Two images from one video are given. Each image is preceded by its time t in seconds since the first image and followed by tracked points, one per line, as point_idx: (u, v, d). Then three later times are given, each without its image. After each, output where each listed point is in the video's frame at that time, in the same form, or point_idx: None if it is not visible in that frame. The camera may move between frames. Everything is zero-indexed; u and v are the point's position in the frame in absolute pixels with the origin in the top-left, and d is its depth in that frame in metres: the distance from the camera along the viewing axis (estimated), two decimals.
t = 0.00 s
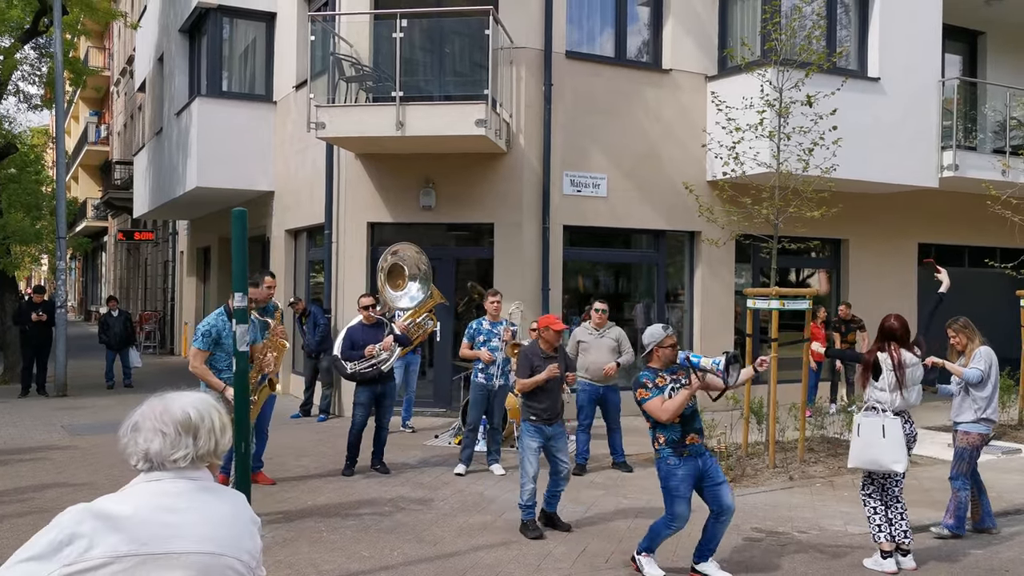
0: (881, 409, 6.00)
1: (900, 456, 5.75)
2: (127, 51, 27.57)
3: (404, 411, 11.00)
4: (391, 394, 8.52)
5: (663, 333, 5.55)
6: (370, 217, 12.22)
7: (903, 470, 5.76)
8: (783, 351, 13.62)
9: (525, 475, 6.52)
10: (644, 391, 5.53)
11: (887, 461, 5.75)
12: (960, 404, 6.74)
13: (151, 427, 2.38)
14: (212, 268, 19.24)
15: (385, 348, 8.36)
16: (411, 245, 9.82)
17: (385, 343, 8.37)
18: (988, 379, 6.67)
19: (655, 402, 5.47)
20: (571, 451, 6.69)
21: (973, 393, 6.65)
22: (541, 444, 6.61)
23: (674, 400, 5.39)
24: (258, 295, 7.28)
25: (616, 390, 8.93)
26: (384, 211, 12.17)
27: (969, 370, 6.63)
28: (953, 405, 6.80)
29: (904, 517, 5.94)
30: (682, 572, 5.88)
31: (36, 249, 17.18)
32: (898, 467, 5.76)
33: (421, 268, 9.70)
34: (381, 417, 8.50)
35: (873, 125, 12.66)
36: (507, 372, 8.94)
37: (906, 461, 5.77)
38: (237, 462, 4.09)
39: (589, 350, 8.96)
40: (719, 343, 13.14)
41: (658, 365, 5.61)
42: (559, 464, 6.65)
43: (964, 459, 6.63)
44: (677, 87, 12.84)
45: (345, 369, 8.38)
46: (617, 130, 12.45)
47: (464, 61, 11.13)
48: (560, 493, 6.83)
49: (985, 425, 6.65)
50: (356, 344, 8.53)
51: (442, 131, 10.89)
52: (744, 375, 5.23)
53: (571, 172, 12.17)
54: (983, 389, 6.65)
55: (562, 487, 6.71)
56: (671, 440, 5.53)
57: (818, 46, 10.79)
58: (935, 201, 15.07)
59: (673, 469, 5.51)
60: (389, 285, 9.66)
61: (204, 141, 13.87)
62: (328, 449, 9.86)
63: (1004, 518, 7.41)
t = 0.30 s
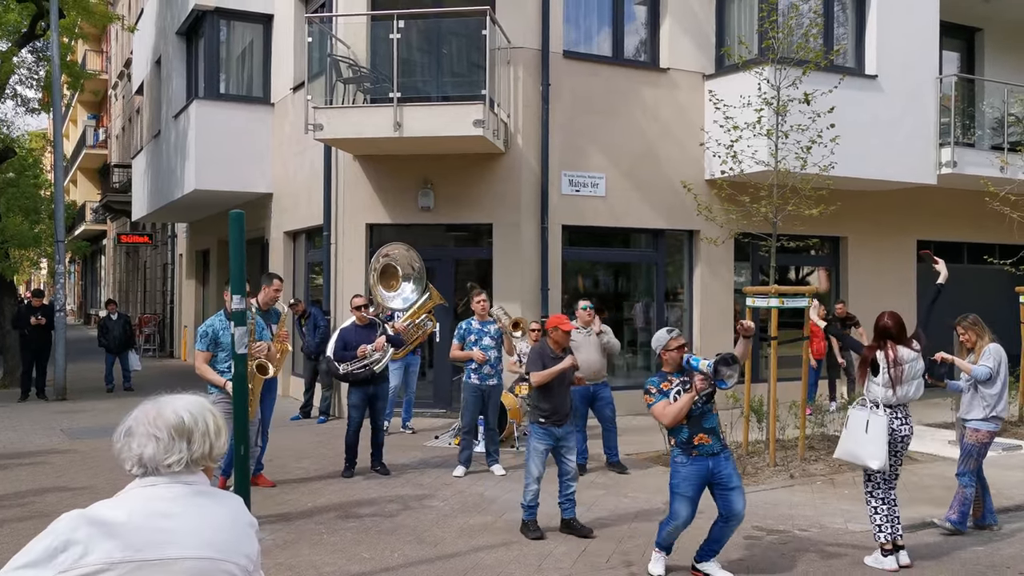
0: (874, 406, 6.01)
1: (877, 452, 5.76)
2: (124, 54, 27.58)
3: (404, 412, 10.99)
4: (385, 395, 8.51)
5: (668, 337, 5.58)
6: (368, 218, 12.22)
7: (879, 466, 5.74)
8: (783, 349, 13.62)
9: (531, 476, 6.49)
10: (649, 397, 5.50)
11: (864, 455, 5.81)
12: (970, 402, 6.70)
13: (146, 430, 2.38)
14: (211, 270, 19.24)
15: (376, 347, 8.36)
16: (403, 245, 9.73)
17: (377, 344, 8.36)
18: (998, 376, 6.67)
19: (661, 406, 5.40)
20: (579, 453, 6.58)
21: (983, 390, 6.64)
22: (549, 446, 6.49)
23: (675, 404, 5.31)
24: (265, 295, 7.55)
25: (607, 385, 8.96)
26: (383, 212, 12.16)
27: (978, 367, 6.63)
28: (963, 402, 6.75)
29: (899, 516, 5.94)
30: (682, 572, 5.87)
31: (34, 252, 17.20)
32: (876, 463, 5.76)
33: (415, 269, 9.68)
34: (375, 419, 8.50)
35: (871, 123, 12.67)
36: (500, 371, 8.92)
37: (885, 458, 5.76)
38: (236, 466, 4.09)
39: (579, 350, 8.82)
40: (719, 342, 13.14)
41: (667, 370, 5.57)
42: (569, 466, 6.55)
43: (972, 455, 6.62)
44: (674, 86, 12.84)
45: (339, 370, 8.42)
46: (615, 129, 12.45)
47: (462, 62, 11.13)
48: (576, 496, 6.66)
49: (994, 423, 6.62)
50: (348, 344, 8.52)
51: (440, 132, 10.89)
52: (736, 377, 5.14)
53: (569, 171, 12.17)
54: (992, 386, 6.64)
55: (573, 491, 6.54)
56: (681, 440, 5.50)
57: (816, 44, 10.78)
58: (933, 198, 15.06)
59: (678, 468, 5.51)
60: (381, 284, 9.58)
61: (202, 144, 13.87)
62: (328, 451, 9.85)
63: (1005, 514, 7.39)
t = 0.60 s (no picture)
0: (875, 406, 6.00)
1: (870, 451, 5.81)
2: (124, 55, 27.59)
3: (403, 412, 10.98)
4: (379, 395, 8.53)
5: (672, 303, 5.74)
6: (367, 218, 12.22)
7: (873, 465, 5.79)
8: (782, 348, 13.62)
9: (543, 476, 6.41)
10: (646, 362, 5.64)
11: (857, 454, 5.86)
12: (974, 400, 6.73)
13: (146, 432, 2.38)
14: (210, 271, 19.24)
15: (369, 348, 8.32)
16: (394, 245, 9.89)
17: (369, 344, 8.33)
18: (1003, 376, 6.66)
19: (653, 374, 5.54)
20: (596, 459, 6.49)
21: (988, 390, 6.65)
22: (564, 449, 6.41)
23: (665, 374, 5.43)
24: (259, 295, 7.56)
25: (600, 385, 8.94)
26: (382, 212, 12.17)
27: (984, 367, 6.64)
28: (968, 400, 6.78)
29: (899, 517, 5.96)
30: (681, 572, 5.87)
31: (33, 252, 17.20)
32: (869, 461, 5.82)
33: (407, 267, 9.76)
34: (371, 418, 8.55)
35: (870, 123, 12.67)
36: (489, 370, 8.84)
37: (880, 457, 5.80)
38: (234, 466, 4.09)
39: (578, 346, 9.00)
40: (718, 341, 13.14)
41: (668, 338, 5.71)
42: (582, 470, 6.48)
43: (977, 453, 6.64)
44: (674, 86, 12.84)
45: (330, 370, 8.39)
46: (614, 130, 12.45)
47: (461, 62, 11.12)
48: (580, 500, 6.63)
49: (999, 421, 6.65)
50: (341, 346, 8.52)
51: (439, 133, 10.89)
52: (710, 361, 5.31)
53: (569, 171, 12.17)
54: (997, 386, 6.65)
55: (580, 496, 6.50)
56: (672, 411, 5.59)
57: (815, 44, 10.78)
58: (933, 197, 15.07)
59: (667, 438, 5.60)
60: (373, 285, 9.71)
61: (201, 144, 13.88)
62: (327, 451, 9.86)
63: (1004, 514, 7.39)
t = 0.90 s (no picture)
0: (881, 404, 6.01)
1: (876, 448, 5.77)
2: (123, 56, 27.61)
3: (403, 413, 10.97)
4: (376, 396, 8.52)
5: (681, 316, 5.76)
6: (366, 219, 12.22)
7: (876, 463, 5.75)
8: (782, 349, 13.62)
9: (543, 480, 6.33)
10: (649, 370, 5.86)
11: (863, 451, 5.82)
12: (982, 401, 6.73)
13: (146, 432, 2.37)
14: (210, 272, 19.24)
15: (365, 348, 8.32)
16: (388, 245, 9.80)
17: (365, 346, 8.32)
18: (1012, 376, 6.66)
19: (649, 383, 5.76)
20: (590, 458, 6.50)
21: (996, 391, 6.64)
22: (560, 450, 6.39)
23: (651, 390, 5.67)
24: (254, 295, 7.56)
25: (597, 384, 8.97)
26: (382, 213, 12.16)
27: (992, 368, 6.63)
28: (976, 400, 6.78)
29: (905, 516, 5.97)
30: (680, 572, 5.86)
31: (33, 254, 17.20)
32: (874, 459, 5.77)
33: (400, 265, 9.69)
34: (369, 417, 8.53)
35: (870, 123, 12.67)
36: (484, 370, 8.83)
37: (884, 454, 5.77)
38: (233, 467, 4.08)
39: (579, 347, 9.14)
40: (718, 341, 13.13)
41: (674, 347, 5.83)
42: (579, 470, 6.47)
43: (995, 456, 6.67)
44: (673, 86, 12.84)
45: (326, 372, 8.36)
46: (614, 130, 12.45)
47: (460, 63, 11.12)
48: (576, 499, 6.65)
49: (1007, 422, 6.67)
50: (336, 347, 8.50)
51: (438, 133, 10.89)
52: (689, 385, 5.45)
53: (568, 172, 12.17)
54: (1005, 387, 6.65)
55: (578, 495, 6.52)
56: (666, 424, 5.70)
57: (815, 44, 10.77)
58: (933, 197, 15.06)
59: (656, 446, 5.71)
60: (365, 285, 9.64)
61: (200, 145, 13.88)
62: (327, 452, 9.85)
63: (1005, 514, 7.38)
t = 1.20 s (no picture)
0: (888, 405, 5.98)
1: (900, 451, 5.71)
2: (123, 56, 27.63)
3: (403, 414, 10.97)
4: (375, 396, 8.55)
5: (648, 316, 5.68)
6: (366, 220, 12.22)
7: (902, 465, 5.68)
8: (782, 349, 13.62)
9: (542, 482, 6.35)
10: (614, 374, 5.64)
11: (886, 455, 5.73)
12: (999, 403, 6.76)
13: (144, 435, 2.36)
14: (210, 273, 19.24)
15: (364, 351, 8.32)
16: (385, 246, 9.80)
17: (363, 347, 8.32)
18: None
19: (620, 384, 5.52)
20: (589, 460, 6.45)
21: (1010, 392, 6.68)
22: (558, 452, 6.38)
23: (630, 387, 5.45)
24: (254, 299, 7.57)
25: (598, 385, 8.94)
26: (382, 213, 12.16)
27: (1004, 370, 6.68)
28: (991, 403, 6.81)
29: (913, 513, 5.98)
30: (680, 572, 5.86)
31: (33, 255, 17.21)
32: (897, 463, 5.70)
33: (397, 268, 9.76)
34: (368, 418, 8.55)
35: (870, 123, 12.67)
36: (481, 371, 8.84)
37: (907, 457, 5.72)
38: (233, 468, 4.08)
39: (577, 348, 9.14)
40: (719, 343, 13.12)
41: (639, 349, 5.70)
42: (578, 472, 6.44)
43: (1014, 458, 6.72)
44: (673, 87, 12.84)
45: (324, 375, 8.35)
46: (614, 131, 12.45)
47: (460, 64, 11.11)
48: (580, 504, 6.55)
49: None
50: (332, 348, 8.49)
51: (438, 134, 10.89)
52: (666, 369, 5.35)
53: (568, 173, 12.17)
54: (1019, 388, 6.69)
55: (580, 500, 6.45)
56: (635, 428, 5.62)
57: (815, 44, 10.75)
58: (933, 198, 15.06)
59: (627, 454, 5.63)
60: (360, 285, 9.60)
61: (200, 146, 13.88)
62: (327, 453, 9.85)
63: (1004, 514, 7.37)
